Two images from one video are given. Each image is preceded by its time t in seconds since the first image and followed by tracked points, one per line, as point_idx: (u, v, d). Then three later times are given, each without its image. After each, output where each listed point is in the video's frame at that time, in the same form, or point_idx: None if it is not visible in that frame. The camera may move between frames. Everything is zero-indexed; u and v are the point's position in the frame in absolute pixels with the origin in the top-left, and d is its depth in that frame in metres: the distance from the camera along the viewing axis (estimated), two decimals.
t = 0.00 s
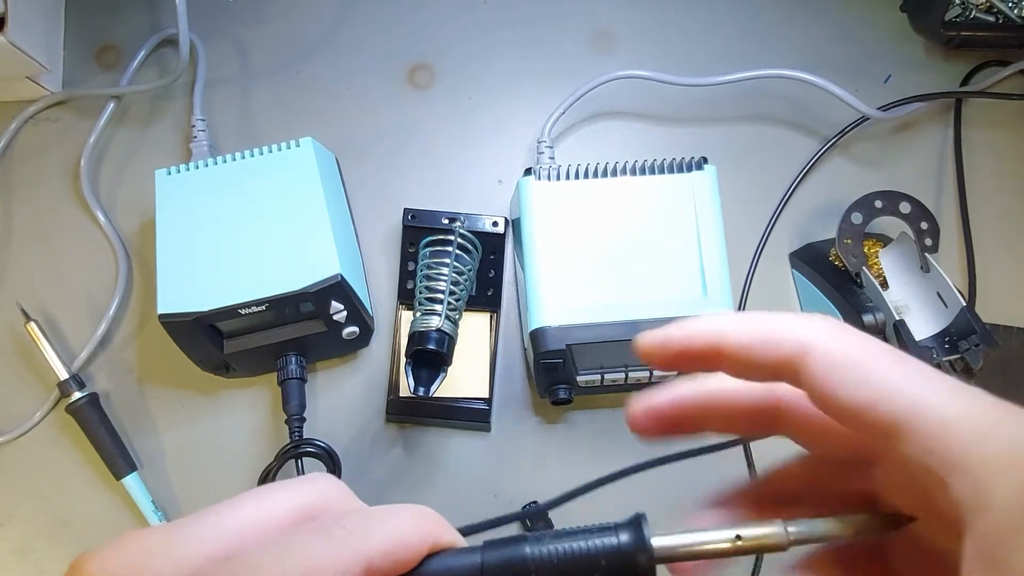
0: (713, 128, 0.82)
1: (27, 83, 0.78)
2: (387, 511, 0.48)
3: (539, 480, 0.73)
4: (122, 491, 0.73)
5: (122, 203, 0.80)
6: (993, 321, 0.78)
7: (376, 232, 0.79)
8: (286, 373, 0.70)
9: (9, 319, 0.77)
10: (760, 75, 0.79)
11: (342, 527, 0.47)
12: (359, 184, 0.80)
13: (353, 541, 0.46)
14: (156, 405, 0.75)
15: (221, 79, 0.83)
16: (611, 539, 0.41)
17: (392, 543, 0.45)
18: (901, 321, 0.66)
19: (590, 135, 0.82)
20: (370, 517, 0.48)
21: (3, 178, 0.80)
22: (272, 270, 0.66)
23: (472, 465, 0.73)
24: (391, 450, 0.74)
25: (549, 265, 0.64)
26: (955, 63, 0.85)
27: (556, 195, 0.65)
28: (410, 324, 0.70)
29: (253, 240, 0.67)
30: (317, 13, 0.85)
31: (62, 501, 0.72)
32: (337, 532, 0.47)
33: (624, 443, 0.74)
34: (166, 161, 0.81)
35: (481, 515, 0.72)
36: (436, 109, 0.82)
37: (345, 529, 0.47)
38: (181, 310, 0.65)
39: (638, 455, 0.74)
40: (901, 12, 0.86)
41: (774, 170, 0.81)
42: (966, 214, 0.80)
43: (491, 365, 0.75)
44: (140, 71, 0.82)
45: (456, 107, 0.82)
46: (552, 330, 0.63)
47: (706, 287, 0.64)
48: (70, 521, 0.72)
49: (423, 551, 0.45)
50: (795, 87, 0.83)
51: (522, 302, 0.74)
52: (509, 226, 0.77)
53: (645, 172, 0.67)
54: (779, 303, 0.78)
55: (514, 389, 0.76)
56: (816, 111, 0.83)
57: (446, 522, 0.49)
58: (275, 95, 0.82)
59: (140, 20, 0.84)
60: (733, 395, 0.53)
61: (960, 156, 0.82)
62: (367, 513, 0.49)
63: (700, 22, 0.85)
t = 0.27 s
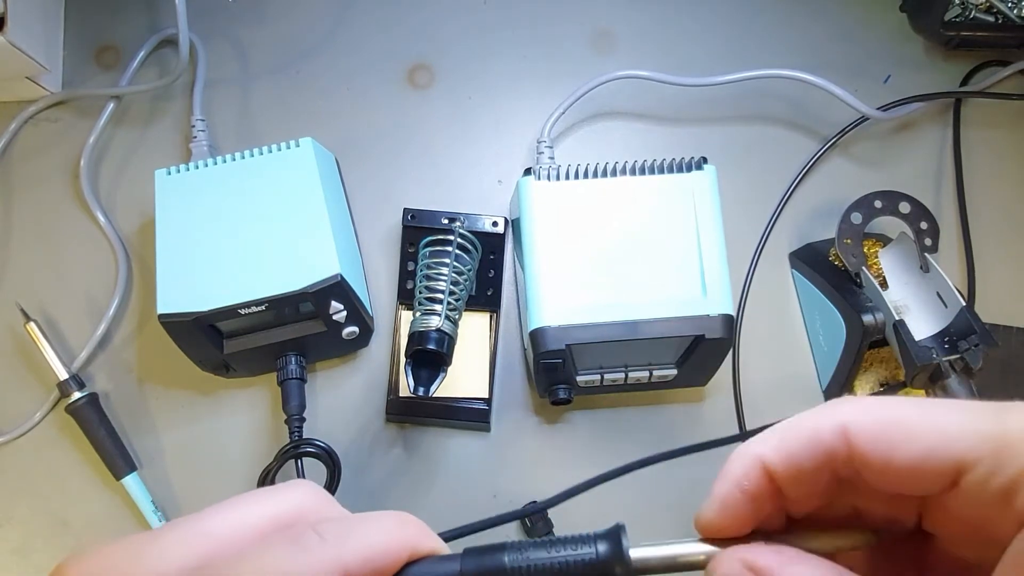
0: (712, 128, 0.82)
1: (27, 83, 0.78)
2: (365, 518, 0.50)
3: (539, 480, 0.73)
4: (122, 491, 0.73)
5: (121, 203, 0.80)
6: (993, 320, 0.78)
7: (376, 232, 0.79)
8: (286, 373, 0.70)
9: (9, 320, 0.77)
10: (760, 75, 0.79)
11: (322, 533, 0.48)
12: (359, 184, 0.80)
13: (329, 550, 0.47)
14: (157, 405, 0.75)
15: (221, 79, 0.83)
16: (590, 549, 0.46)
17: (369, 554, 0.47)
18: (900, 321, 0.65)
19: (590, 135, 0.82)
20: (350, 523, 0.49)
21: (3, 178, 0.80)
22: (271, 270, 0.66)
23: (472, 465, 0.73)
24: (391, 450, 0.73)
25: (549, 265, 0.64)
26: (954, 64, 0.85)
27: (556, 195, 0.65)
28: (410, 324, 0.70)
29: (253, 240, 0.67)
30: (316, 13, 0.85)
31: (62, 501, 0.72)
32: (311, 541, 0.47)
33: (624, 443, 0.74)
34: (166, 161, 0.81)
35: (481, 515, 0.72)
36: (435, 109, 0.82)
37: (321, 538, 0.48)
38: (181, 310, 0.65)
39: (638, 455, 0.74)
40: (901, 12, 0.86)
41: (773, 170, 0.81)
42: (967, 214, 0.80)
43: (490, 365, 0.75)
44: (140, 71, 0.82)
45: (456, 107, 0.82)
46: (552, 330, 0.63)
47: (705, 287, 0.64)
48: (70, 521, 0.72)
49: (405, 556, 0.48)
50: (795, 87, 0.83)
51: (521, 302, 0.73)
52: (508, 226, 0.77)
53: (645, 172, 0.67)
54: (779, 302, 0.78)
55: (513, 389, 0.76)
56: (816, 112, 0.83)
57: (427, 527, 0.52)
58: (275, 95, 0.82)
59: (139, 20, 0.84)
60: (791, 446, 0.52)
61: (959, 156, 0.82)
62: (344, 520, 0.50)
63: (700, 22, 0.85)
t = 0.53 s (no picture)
0: (712, 128, 0.82)
1: (26, 83, 0.78)
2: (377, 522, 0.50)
3: (538, 480, 0.73)
4: (122, 491, 0.73)
5: (121, 203, 0.80)
6: (993, 320, 0.78)
7: (375, 232, 0.79)
8: (285, 373, 0.70)
9: (9, 320, 0.77)
10: (760, 75, 0.79)
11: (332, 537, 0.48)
12: (359, 184, 0.80)
13: (339, 553, 0.47)
14: (156, 405, 0.75)
15: (221, 79, 0.83)
16: (602, 545, 0.45)
17: (382, 556, 0.47)
18: (899, 322, 0.65)
19: (589, 135, 0.82)
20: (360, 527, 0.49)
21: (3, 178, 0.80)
22: (271, 271, 0.66)
23: (472, 465, 0.73)
24: (391, 450, 0.73)
25: (549, 265, 0.64)
26: (954, 64, 0.85)
27: (556, 195, 0.65)
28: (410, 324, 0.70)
29: (252, 240, 0.67)
30: (316, 13, 0.85)
31: (62, 501, 0.72)
32: (323, 544, 0.47)
33: (624, 443, 0.74)
34: (166, 161, 0.81)
35: (481, 516, 0.72)
36: (435, 109, 0.82)
37: (333, 541, 0.48)
38: (181, 310, 0.65)
39: (638, 455, 0.74)
40: (900, 13, 0.86)
41: (773, 170, 0.81)
42: (966, 214, 0.80)
43: (490, 365, 0.75)
44: (140, 71, 0.82)
45: (456, 107, 0.82)
46: (552, 330, 0.63)
47: (705, 287, 0.64)
48: (70, 521, 0.72)
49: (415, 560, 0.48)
50: (794, 87, 0.84)
51: (521, 302, 0.73)
52: (508, 226, 0.77)
53: (644, 172, 0.67)
54: (778, 302, 0.78)
55: (513, 389, 0.76)
56: (815, 111, 0.83)
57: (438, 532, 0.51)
58: (275, 95, 0.82)
59: (139, 20, 0.84)
60: (809, 441, 0.47)
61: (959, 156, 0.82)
62: (354, 524, 0.50)
63: (699, 22, 0.85)
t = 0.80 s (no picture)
0: (712, 128, 0.82)
1: (26, 83, 0.78)
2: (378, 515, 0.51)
3: (538, 480, 0.73)
4: (122, 491, 0.73)
5: (121, 203, 0.80)
6: (992, 320, 0.78)
7: (375, 232, 0.79)
8: (284, 373, 0.70)
9: (9, 320, 0.77)
10: (759, 75, 0.79)
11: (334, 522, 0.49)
12: (359, 184, 0.80)
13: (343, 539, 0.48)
14: (156, 405, 0.75)
15: (220, 79, 0.83)
16: (591, 549, 0.44)
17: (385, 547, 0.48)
18: (899, 322, 0.65)
19: (589, 135, 0.82)
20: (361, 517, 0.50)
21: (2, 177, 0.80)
22: (271, 270, 0.66)
23: (472, 465, 0.73)
24: (391, 450, 0.73)
25: (549, 265, 0.64)
26: (954, 64, 0.85)
27: (556, 195, 0.66)
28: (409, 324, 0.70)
29: (252, 240, 0.67)
30: (315, 13, 0.85)
31: (62, 501, 0.72)
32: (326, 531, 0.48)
33: (623, 443, 0.74)
34: (166, 161, 0.81)
35: (480, 516, 0.72)
36: (435, 109, 0.82)
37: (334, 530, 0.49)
38: (180, 310, 0.65)
39: (638, 455, 0.74)
40: (899, 13, 0.86)
41: (773, 170, 0.81)
42: (966, 214, 0.80)
43: (490, 365, 0.75)
44: (139, 71, 0.82)
45: (455, 107, 0.82)
46: (552, 330, 0.63)
47: (704, 287, 0.64)
48: (69, 521, 0.72)
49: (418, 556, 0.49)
50: (794, 87, 0.84)
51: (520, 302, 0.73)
52: (508, 226, 0.77)
53: (644, 172, 0.67)
54: (778, 303, 0.78)
55: (513, 389, 0.76)
56: (815, 111, 0.83)
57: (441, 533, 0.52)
58: (274, 96, 0.82)
59: (139, 20, 0.84)
60: (797, 448, 0.50)
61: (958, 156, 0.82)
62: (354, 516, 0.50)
63: (699, 22, 0.85)
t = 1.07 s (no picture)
0: (711, 128, 0.82)
1: (25, 83, 0.78)
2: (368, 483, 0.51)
3: (537, 480, 0.73)
4: (122, 491, 0.73)
5: (121, 203, 0.80)
6: (992, 321, 0.78)
7: (375, 232, 0.79)
8: (283, 373, 0.70)
9: (8, 320, 0.77)
10: (759, 75, 0.79)
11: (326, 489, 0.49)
12: (358, 184, 0.80)
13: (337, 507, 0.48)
14: (156, 405, 0.75)
15: (220, 79, 0.83)
16: (576, 531, 0.44)
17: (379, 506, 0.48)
18: (898, 321, 0.65)
19: (589, 136, 0.82)
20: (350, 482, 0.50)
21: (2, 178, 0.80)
22: (271, 270, 0.66)
23: (471, 465, 0.73)
24: (390, 450, 0.73)
25: (548, 265, 0.64)
26: (953, 64, 0.85)
27: (555, 195, 0.66)
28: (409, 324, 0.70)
29: (252, 240, 0.67)
30: (315, 13, 0.85)
31: (62, 501, 0.72)
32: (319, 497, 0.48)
33: (623, 443, 0.74)
34: (165, 161, 0.81)
35: (480, 516, 0.72)
36: (434, 109, 0.82)
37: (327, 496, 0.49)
38: (181, 310, 0.65)
39: (637, 455, 0.74)
40: (899, 13, 0.86)
41: (772, 170, 0.81)
42: (965, 214, 0.80)
43: (489, 365, 0.75)
44: (139, 71, 0.82)
45: (455, 106, 0.82)
46: (551, 330, 0.63)
47: (704, 287, 0.64)
48: (69, 521, 0.72)
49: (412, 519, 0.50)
50: (794, 87, 0.84)
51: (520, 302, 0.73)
52: (508, 227, 0.77)
53: (644, 173, 0.67)
54: (777, 303, 0.78)
55: (513, 389, 0.76)
56: (815, 111, 0.83)
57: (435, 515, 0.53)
58: (274, 96, 0.82)
59: (139, 20, 0.84)
60: (761, 460, 0.52)
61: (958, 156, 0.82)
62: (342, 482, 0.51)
63: (699, 22, 0.85)
